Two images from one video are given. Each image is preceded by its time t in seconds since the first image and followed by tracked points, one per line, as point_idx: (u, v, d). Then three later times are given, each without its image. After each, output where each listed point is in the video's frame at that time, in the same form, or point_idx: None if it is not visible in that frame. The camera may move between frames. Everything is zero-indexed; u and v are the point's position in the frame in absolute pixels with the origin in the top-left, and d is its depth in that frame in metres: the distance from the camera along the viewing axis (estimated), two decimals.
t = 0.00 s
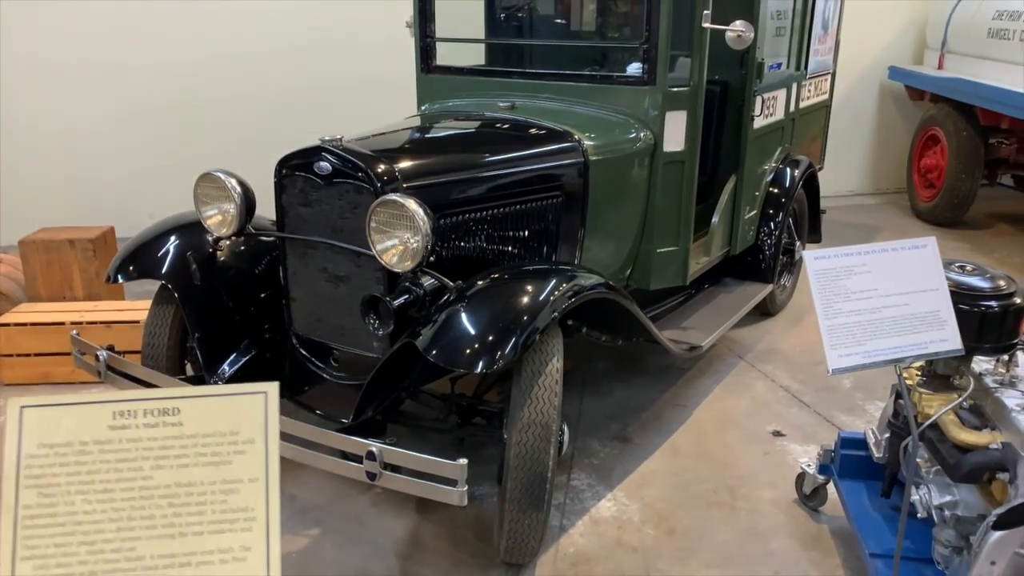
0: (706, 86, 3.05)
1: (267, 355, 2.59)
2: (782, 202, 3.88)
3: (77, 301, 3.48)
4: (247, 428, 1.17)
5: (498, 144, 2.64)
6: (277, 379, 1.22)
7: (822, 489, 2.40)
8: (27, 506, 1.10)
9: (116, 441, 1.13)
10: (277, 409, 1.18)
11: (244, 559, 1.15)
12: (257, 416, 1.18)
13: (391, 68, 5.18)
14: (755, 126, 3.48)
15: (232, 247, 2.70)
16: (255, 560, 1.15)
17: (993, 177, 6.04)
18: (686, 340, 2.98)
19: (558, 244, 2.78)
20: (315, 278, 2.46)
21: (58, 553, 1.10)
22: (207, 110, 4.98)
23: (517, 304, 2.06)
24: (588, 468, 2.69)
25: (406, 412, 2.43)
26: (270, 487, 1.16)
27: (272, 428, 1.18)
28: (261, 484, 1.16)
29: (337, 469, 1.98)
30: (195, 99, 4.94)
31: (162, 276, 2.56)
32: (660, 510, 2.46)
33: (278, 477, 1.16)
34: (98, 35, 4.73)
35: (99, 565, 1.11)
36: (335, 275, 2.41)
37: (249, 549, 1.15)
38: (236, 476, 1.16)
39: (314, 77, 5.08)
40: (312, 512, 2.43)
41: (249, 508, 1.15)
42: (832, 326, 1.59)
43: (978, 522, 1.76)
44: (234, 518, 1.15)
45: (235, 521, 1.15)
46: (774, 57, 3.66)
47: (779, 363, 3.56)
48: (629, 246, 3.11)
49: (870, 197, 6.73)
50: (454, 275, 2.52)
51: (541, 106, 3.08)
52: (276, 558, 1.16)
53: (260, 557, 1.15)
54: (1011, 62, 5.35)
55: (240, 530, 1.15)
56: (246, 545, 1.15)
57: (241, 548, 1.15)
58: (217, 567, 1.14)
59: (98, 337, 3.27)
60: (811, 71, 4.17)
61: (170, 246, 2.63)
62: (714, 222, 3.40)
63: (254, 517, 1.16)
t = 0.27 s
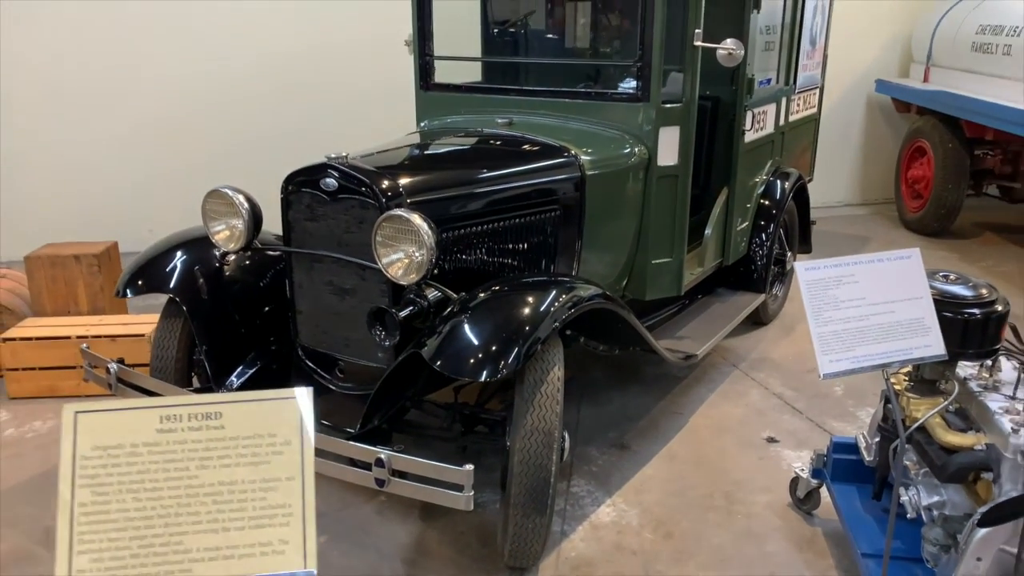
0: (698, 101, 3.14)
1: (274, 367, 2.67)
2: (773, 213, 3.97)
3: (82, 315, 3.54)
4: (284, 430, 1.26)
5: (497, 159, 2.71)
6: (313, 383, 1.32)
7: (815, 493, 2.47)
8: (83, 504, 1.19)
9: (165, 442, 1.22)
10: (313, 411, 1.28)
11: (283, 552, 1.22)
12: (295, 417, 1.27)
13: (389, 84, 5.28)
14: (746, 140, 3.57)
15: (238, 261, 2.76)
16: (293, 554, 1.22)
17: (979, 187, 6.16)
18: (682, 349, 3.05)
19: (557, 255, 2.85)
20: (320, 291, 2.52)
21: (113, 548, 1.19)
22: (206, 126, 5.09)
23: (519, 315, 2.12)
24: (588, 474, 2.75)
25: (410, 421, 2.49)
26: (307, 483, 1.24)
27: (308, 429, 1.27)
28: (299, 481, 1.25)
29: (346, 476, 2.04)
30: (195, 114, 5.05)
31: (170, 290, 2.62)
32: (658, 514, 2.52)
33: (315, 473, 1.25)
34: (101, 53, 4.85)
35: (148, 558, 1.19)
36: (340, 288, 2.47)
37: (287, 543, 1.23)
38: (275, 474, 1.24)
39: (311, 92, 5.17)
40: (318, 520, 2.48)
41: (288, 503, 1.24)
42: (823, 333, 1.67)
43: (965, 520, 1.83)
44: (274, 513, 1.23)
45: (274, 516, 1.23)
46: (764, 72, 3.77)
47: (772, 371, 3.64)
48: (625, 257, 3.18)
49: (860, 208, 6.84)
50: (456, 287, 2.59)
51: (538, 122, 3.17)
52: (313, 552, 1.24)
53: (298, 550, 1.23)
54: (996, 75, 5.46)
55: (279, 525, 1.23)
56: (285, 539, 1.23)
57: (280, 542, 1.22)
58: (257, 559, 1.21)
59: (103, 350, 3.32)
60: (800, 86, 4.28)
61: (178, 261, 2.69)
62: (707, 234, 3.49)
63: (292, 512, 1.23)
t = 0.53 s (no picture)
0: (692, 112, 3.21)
1: (278, 374, 2.74)
2: (767, 222, 4.04)
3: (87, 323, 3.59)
4: (307, 434, 1.44)
5: (497, 170, 2.77)
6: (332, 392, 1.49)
7: (810, 495, 2.53)
8: (129, 498, 1.37)
9: (200, 444, 1.40)
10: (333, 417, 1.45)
11: (307, 544, 1.39)
12: (317, 422, 1.45)
13: (388, 94, 5.35)
14: (740, 150, 3.64)
15: (243, 271, 2.81)
16: (316, 545, 1.39)
17: (970, 196, 6.25)
18: (679, 355, 3.12)
19: (555, 264, 2.92)
20: (325, 299, 2.57)
21: (154, 537, 1.36)
22: (207, 136, 5.15)
23: (520, 323, 2.18)
24: (587, 479, 2.81)
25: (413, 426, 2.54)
26: (327, 482, 1.42)
27: (329, 433, 1.44)
28: (321, 480, 1.42)
29: (353, 479, 2.09)
30: (195, 124, 5.11)
31: (177, 298, 2.67)
32: (656, 517, 2.58)
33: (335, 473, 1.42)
34: (102, 64, 4.91)
35: (183, 549, 1.36)
36: (345, 296, 2.53)
37: (311, 536, 1.39)
38: (300, 473, 1.42)
39: (311, 102, 5.24)
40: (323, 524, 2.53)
41: (312, 500, 1.41)
42: (814, 339, 1.73)
43: (953, 520, 1.89)
44: (299, 509, 1.40)
45: (299, 512, 1.40)
46: (757, 83, 3.84)
47: (767, 377, 3.70)
48: (623, 265, 3.24)
49: (853, 216, 6.93)
50: (457, 295, 2.65)
51: (537, 133, 3.23)
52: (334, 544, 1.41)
53: (320, 542, 1.39)
54: (984, 85, 5.56)
55: (304, 519, 1.40)
56: (309, 532, 1.40)
57: (304, 535, 1.39)
58: (283, 551, 1.38)
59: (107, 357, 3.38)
60: (793, 96, 4.36)
61: (184, 271, 2.74)
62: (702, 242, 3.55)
63: (316, 508, 1.41)
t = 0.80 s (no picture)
0: (689, 119, 3.27)
1: (283, 378, 2.78)
2: (762, 227, 4.10)
3: (91, 328, 3.63)
4: (320, 436, 1.54)
5: (498, 178, 2.83)
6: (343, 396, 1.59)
7: (805, 496, 2.58)
8: (153, 495, 1.48)
9: (219, 445, 1.51)
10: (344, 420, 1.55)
11: (321, 539, 1.49)
12: (329, 425, 1.55)
13: (387, 101, 5.41)
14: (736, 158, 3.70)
15: (247, 277, 2.85)
16: (330, 539, 1.49)
17: (964, 200, 6.29)
18: (676, 359, 3.17)
19: (555, 269, 2.97)
20: (329, 304, 2.62)
21: (176, 533, 1.47)
22: (208, 143, 5.20)
23: (521, 328, 2.23)
24: (586, 481, 2.85)
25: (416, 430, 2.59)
26: (339, 480, 1.52)
27: (340, 434, 1.55)
28: (333, 478, 1.52)
29: (357, 481, 2.14)
30: (197, 131, 5.16)
31: (182, 304, 2.72)
32: (655, 518, 2.62)
33: (347, 473, 1.53)
34: (106, 72, 4.96)
35: (204, 544, 1.47)
36: (348, 302, 2.57)
37: (325, 531, 1.50)
38: (313, 472, 1.52)
39: (311, 110, 5.29)
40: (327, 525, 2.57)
41: (325, 497, 1.51)
42: (806, 342, 1.78)
43: (943, 519, 1.94)
44: (313, 506, 1.51)
45: (314, 509, 1.51)
46: (752, 91, 3.90)
47: (763, 380, 3.75)
48: (621, 270, 3.30)
49: (849, 221, 6.99)
50: (459, 301, 2.70)
51: (536, 141, 3.28)
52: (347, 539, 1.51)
53: (334, 536, 1.49)
54: (977, 91, 5.62)
55: (319, 516, 1.50)
56: (323, 528, 1.50)
57: (318, 530, 1.50)
58: (299, 545, 1.48)
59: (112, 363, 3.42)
60: (788, 103, 4.42)
61: (189, 278, 2.79)
62: (699, 248, 3.61)
63: (329, 505, 1.51)
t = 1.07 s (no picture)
0: (683, 126, 3.31)
1: (285, 383, 2.80)
2: (758, 232, 4.15)
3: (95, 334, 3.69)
4: (322, 436, 1.59)
5: (496, 185, 2.88)
6: (343, 398, 1.64)
7: (798, 496, 2.63)
8: (163, 494, 1.53)
9: (226, 446, 1.56)
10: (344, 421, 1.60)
11: (323, 535, 1.54)
12: (330, 426, 1.60)
13: (387, 108, 5.46)
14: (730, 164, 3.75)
15: (250, 283, 2.90)
16: (332, 536, 1.54)
17: (959, 204, 6.34)
18: (671, 363, 3.22)
19: (551, 274, 3.02)
20: (330, 310, 2.67)
21: (185, 530, 1.52)
22: (209, 150, 5.26)
23: (517, 332, 2.28)
24: (583, 482, 2.90)
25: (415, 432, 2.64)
26: (340, 479, 1.57)
27: (341, 434, 1.60)
28: (334, 477, 1.57)
29: (358, 482, 2.19)
30: (198, 138, 5.22)
31: (186, 310, 2.77)
32: (650, 519, 2.67)
33: (348, 472, 1.58)
34: (108, 81, 5.02)
35: (212, 541, 1.52)
36: (349, 307, 2.63)
37: (327, 528, 1.55)
38: (315, 472, 1.57)
39: (312, 117, 5.35)
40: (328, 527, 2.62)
41: (327, 495, 1.56)
42: (791, 346, 1.83)
43: (929, 518, 1.99)
44: (315, 504, 1.56)
45: (316, 507, 1.55)
46: (747, 98, 3.95)
47: (758, 383, 3.79)
48: (617, 275, 3.35)
49: (845, 224, 7.04)
50: (457, 306, 2.75)
51: (533, 148, 3.33)
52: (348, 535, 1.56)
53: (335, 533, 1.54)
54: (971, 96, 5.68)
55: (321, 513, 1.55)
56: (325, 525, 1.55)
57: (320, 527, 1.54)
58: (302, 542, 1.53)
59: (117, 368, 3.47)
60: (783, 109, 4.48)
61: (193, 284, 2.84)
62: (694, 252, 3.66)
63: (330, 503, 1.56)
